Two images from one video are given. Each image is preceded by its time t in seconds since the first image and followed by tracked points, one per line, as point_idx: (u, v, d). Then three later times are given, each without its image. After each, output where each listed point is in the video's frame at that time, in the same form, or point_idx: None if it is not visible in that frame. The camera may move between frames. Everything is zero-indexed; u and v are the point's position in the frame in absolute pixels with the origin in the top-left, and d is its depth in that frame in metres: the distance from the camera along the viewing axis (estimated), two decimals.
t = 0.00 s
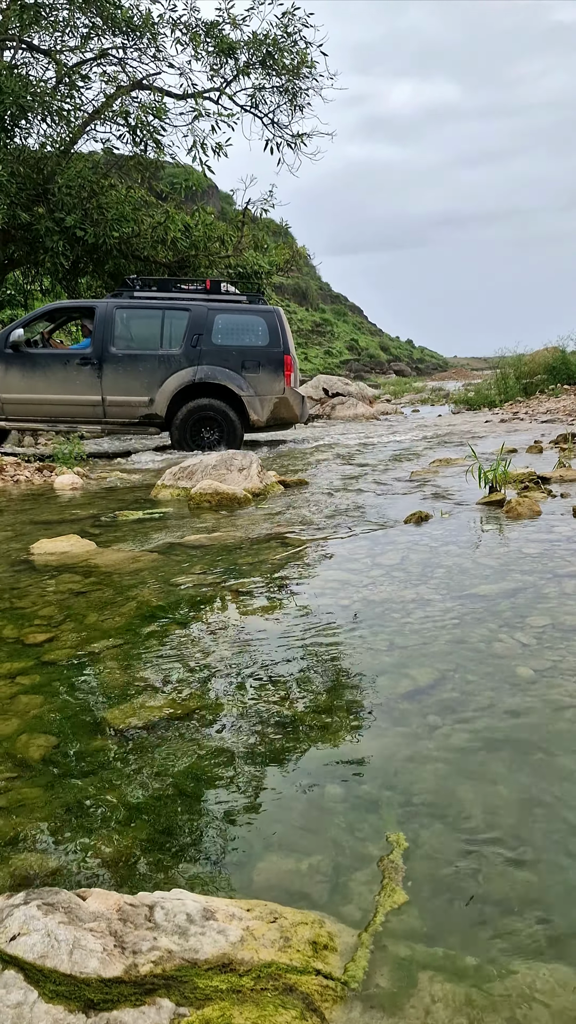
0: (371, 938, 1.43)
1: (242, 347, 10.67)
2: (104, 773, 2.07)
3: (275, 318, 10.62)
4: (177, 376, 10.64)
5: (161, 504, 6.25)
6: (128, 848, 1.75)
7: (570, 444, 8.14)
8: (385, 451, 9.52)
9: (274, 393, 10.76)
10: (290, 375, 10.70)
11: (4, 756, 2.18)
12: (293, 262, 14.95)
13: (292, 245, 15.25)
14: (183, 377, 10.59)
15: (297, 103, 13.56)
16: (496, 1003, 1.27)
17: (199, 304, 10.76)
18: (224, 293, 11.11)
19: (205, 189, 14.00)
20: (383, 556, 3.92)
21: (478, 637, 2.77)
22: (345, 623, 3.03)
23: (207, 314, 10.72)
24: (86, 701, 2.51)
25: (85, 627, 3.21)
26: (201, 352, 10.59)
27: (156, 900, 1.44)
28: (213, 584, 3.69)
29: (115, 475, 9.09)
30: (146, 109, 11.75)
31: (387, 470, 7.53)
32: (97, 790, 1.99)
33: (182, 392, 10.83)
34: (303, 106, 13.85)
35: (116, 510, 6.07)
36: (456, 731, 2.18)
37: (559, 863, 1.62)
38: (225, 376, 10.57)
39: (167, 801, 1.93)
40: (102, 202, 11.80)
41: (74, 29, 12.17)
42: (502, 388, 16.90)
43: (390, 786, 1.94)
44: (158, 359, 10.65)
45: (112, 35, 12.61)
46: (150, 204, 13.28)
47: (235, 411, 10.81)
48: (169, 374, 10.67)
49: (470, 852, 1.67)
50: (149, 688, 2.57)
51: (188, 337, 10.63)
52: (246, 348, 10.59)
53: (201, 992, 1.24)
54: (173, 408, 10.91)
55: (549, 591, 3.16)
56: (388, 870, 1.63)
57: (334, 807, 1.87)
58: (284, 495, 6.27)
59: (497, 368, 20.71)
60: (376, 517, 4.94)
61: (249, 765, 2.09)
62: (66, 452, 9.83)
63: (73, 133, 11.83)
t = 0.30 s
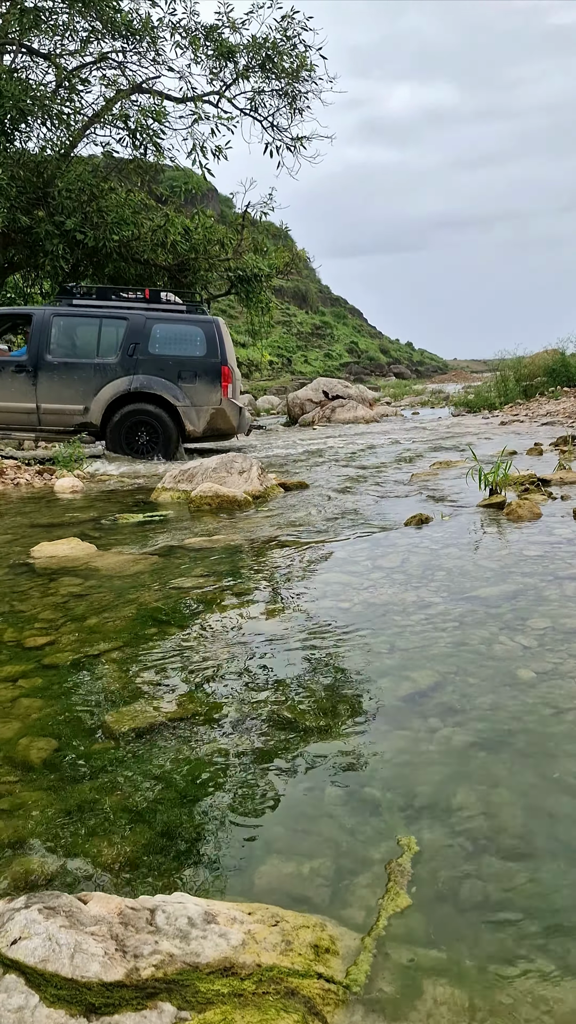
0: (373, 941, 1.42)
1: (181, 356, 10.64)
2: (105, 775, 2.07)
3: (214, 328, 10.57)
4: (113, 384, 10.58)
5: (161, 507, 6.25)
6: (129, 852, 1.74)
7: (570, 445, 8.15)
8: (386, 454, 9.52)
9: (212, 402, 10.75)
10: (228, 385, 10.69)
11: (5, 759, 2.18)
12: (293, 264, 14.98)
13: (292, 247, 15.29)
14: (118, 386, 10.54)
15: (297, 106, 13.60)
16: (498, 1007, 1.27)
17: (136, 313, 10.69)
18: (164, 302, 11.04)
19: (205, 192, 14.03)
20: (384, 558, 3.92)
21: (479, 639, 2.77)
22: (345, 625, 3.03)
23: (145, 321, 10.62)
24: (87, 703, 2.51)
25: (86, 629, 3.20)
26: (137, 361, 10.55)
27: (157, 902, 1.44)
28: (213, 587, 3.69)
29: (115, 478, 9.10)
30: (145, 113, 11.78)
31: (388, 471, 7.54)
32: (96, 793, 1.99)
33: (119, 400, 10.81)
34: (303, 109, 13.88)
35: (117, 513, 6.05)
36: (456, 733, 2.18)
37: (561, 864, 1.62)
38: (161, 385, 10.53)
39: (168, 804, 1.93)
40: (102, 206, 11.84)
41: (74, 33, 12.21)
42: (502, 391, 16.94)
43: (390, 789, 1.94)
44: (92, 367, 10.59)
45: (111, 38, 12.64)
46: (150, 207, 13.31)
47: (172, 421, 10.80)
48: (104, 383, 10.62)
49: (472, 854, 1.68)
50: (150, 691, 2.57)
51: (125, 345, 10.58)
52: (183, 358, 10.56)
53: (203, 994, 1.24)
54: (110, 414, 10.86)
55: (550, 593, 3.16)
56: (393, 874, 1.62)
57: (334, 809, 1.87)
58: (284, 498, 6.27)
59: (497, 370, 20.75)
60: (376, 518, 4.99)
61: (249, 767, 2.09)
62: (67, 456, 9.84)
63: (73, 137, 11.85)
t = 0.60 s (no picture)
0: (380, 948, 1.42)
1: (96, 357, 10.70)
2: (108, 780, 2.08)
3: (131, 329, 10.69)
4: (28, 384, 10.47)
5: (163, 511, 6.26)
6: (133, 857, 1.75)
7: (571, 449, 8.16)
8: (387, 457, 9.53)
9: (128, 403, 10.80)
10: (145, 386, 10.78)
11: (8, 765, 2.18)
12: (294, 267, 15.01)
13: (292, 250, 15.33)
14: (34, 386, 10.42)
15: (297, 109, 13.62)
16: (502, 1012, 1.27)
17: (55, 315, 10.68)
18: (84, 305, 11.08)
19: (205, 195, 14.07)
20: (385, 562, 3.93)
21: (481, 643, 2.78)
22: (347, 629, 3.03)
23: (64, 323, 10.68)
24: (90, 708, 2.51)
25: (89, 634, 3.21)
26: (53, 361, 10.53)
27: (163, 908, 1.45)
28: (215, 591, 3.70)
29: (117, 481, 9.11)
30: (146, 116, 11.80)
31: (389, 475, 7.54)
32: (99, 799, 1.99)
33: (35, 401, 10.69)
34: (303, 112, 13.91)
35: (118, 517, 6.04)
36: (459, 738, 2.18)
37: (564, 869, 1.63)
38: (76, 385, 10.52)
39: (171, 809, 1.94)
40: (103, 208, 11.87)
41: (75, 37, 12.24)
42: (502, 393, 16.96)
43: (394, 794, 1.94)
44: (10, 367, 10.48)
45: (112, 41, 12.67)
46: (151, 210, 13.34)
47: (88, 422, 10.77)
48: (20, 382, 10.50)
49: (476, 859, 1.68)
50: (152, 696, 2.58)
51: (42, 345, 10.56)
52: (99, 359, 10.61)
53: (209, 1000, 1.24)
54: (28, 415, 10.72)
55: (552, 597, 3.16)
56: (401, 880, 1.62)
57: (338, 815, 1.87)
58: (285, 502, 6.28)
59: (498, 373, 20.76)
60: (378, 522, 5.00)
61: (252, 772, 2.10)
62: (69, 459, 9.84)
63: (74, 139, 11.88)
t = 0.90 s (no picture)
0: (404, 963, 1.41)
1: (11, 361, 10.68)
2: (122, 790, 2.08)
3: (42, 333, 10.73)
4: None
5: (176, 519, 6.28)
6: (148, 866, 1.75)
7: None
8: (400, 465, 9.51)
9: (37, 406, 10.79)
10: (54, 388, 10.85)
11: (24, 773, 2.19)
12: (306, 275, 15.07)
13: (305, 259, 15.39)
14: None
15: (309, 118, 13.68)
16: None
17: None
18: None
19: (218, 204, 14.17)
20: (398, 571, 3.91)
21: (495, 653, 2.76)
22: (361, 639, 3.02)
23: None
24: (103, 717, 2.52)
25: (102, 643, 3.22)
26: None
27: (179, 919, 1.45)
28: (228, 600, 3.70)
29: (130, 489, 9.15)
30: (159, 126, 11.89)
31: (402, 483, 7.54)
32: (113, 808, 2.00)
33: None
34: (315, 121, 13.96)
35: (132, 527, 5.99)
36: (474, 748, 2.17)
37: None
38: None
39: (185, 818, 1.94)
40: (116, 218, 11.97)
41: (89, 49, 12.37)
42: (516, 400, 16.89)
43: (410, 805, 1.93)
44: None
45: (126, 53, 12.79)
46: (163, 220, 13.44)
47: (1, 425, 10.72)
48: None
49: (493, 871, 1.67)
50: (165, 705, 2.58)
51: None
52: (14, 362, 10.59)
53: (226, 1011, 1.24)
54: None
55: (567, 607, 3.14)
56: (435, 895, 1.59)
57: (353, 826, 1.87)
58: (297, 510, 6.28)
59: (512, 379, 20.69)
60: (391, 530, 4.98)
61: (265, 781, 2.10)
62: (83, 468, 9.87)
63: (87, 150, 11.99)
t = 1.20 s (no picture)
0: (408, 963, 1.41)
1: None
2: (126, 791, 2.08)
3: None
4: None
5: (178, 520, 6.29)
6: (153, 866, 1.75)
7: None
8: (403, 466, 9.51)
9: None
10: None
11: (27, 775, 2.19)
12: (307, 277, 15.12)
13: (306, 260, 15.42)
14: None
15: (310, 119, 13.71)
16: None
17: None
18: None
19: (219, 206, 14.21)
20: (400, 572, 3.92)
21: (497, 654, 2.76)
22: (363, 640, 3.02)
23: None
24: (107, 718, 2.52)
25: (104, 644, 3.21)
26: None
27: (184, 919, 1.45)
28: (229, 601, 3.70)
29: (131, 490, 9.16)
30: (160, 128, 11.91)
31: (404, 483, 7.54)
32: (116, 809, 1.99)
33: None
34: (316, 122, 13.98)
35: (134, 527, 6.01)
36: (477, 749, 2.17)
37: None
38: None
39: (189, 819, 1.94)
40: (118, 219, 12.01)
41: (90, 50, 12.38)
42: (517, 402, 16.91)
43: (413, 806, 1.93)
44: None
45: (127, 54, 12.81)
46: (164, 221, 13.47)
47: None
48: None
49: (496, 872, 1.67)
50: (167, 705, 2.58)
51: None
52: None
53: (231, 1011, 1.24)
54: None
55: (570, 607, 3.14)
56: (436, 895, 1.59)
57: (356, 826, 1.86)
58: (299, 511, 6.28)
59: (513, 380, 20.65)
60: (393, 531, 4.99)
61: (270, 781, 2.10)
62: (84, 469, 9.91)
63: (88, 151, 12.00)
